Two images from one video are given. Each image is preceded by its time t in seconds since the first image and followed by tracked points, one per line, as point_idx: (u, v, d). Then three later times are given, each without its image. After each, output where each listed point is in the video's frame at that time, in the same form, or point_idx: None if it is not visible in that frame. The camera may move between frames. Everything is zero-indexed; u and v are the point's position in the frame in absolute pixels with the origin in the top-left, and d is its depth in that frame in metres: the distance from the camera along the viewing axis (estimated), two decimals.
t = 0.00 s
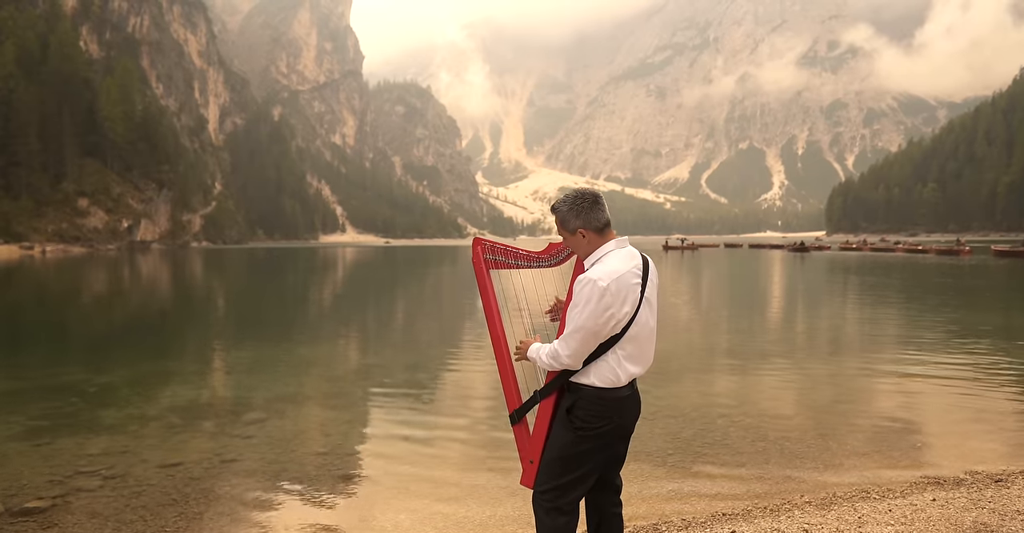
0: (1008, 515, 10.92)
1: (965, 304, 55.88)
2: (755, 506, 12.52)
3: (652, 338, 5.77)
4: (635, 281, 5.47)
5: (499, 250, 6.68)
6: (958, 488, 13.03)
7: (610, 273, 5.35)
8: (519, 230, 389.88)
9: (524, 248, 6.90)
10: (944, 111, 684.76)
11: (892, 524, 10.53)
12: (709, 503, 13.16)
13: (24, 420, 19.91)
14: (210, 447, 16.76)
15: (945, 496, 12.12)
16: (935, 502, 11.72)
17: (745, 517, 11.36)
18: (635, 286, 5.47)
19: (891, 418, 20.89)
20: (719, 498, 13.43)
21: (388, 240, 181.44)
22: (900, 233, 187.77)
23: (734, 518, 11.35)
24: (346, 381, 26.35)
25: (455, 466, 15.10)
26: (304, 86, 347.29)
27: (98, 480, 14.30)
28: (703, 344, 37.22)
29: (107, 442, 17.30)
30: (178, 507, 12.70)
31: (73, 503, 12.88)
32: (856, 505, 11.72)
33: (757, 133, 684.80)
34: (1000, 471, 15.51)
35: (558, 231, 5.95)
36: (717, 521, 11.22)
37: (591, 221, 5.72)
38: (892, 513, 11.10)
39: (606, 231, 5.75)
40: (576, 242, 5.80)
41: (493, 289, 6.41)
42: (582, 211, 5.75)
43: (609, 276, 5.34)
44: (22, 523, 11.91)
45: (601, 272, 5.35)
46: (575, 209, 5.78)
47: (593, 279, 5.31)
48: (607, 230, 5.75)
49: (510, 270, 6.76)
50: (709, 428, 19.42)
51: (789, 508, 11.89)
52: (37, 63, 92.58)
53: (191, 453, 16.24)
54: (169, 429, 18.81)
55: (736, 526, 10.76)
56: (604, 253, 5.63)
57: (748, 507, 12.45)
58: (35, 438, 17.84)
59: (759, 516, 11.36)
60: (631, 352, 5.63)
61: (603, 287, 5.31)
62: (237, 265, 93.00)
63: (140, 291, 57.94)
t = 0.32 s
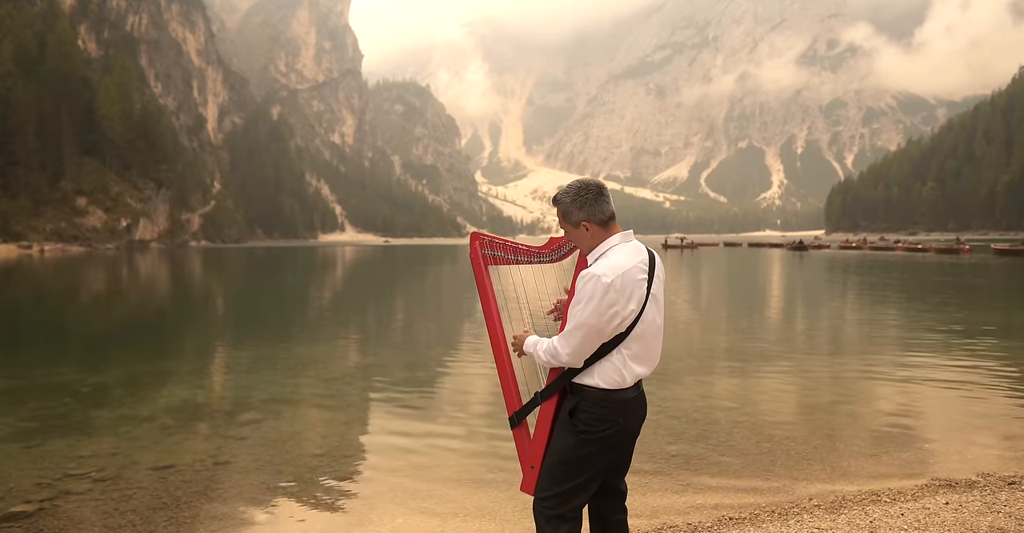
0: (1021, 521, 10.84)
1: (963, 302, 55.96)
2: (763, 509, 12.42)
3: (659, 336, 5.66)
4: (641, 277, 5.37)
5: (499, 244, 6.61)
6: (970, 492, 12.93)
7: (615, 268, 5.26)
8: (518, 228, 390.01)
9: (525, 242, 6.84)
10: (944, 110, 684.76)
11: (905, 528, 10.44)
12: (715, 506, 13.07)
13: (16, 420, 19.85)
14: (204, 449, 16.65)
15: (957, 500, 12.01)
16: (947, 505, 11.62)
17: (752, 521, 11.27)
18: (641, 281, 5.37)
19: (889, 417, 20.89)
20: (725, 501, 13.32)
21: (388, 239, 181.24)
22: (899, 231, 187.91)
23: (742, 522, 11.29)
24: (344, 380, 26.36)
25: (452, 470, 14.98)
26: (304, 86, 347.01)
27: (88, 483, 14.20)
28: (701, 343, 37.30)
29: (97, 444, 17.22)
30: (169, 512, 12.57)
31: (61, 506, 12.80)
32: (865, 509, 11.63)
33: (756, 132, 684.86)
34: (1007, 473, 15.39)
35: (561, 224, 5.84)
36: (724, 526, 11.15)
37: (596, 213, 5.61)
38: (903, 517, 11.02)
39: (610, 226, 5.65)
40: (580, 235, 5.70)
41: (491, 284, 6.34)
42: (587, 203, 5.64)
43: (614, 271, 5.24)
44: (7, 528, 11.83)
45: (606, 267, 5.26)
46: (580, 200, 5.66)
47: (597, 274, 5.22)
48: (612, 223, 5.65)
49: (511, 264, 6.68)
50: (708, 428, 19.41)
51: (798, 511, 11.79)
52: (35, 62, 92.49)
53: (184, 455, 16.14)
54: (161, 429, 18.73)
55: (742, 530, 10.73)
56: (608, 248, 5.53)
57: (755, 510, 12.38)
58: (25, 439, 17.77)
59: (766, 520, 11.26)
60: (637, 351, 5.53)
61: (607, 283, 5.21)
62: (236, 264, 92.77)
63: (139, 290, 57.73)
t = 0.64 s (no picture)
0: None
1: (961, 302, 55.97)
2: (770, 515, 12.30)
3: (668, 337, 5.55)
4: (649, 274, 5.27)
5: (499, 241, 6.54)
6: (982, 497, 12.83)
7: (622, 265, 5.15)
8: (516, 228, 389.77)
9: (529, 239, 6.78)
10: (942, 109, 684.79)
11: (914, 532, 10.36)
12: (722, 510, 12.95)
13: (8, 421, 19.78)
14: (198, 452, 16.54)
15: (969, 505, 11.91)
16: (960, 511, 11.52)
17: (760, 528, 11.19)
18: (650, 278, 5.27)
19: (886, 417, 20.87)
20: (730, 507, 13.19)
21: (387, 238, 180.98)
22: (897, 231, 187.99)
23: (748, 527, 11.20)
24: (342, 380, 26.28)
25: (451, 473, 14.86)
26: (303, 85, 346.47)
27: (77, 487, 14.09)
28: (699, 342, 37.30)
29: (86, 447, 17.10)
30: (158, 517, 12.45)
31: (47, 512, 12.69)
32: (875, 515, 11.53)
33: (754, 132, 684.87)
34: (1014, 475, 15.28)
35: (564, 217, 5.72)
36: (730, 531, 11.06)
37: (603, 206, 5.48)
38: (915, 523, 10.93)
39: (617, 218, 5.51)
40: (586, 228, 5.57)
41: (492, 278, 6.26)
42: (593, 195, 5.50)
43: (621, 268, 5.13)
44: None
45: (613, 264, 5.15)
46: (584, 193, 5.52)
47: (603, 270, 5.11)
48: (620, 217, 5.51)
49: (513, 262, 6.64)
50: (706, 430, 19.38)
51: (807, 517, 11.70)
52: (32, 61, 92.29)
53: (175, 458, 16.03)
54: (151, 432, 18.62)
55: None
56: (615, 242, 5.41)
57: (765, 516, 12.24)
58: (13, 441, 17.66)
59: (774, 527, 11.17)
60: (645, 353, 5.41)
61: (613, 279, 5.10)
62: (235, 264, 92.48)
63: (136, 290, 57.55)
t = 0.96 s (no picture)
0: None
1: (957, 302, 56.15)
2: (778, 519, 12.21)
3: (678, 337, 5.46)
4: (661, 270, 5.16)
5: (502, 236, 6.44)
6: (993, 502, 12.74)
7: (631, 260, 5.04)
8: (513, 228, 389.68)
9: (534, 235, 6.71)
10: (938, 110, 684.71)
11: None
12: (727, 515, 12.87)
13: None
14: (189, 455, 16.41)
15: (981, 510, 11.79)
16: (973, 516, 11.42)
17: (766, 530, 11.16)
18: (661, 274, 5.17)
19: (883, 418, 20.89)
20: (736, 511, 13.07)
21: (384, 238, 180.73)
22: (893, 231, 188.21)
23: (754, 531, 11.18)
24: (339, 381, 26.22)
25: (449, 479, 14.75)
26: (300, 84, 345.70)
27: (63, 492, 13.95)
28: (696, 342, 37.40)
29: (75, 450, 16.97)
30: (147, 523, 12.31)
31: (30, 518, 12.54)
32: (884, 520, 11.44)
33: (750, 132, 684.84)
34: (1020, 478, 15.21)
35: (569, 211, 5.63)
36: None
37: (609, 199, 5.37)
38: (926, 528, 10.87)
39: (624, 213, 5.42)
40: (593, 222, 5.48)
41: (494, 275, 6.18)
42: (599, 189, 5.41)
43: (630, 264, 5.03)
44: None
45: (622, 259, 5.03)
46: (590, 185, 5.42)
47: (612, 266, 4.99)
48: (628, 210, 5.42)
49: (518, 258, 6.56)
50: (704, 431, 19.32)
51: (816, 523, 11.60)
52: (27, 60, 91.94)
53: (166, 462, 15.89)
54: (141, 434, 18.50)
55: None
56: (624, 237, 5.31)
57: (773, 521, 12.15)
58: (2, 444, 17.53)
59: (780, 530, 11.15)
60: (655, 352, 5.31)
61: (623, 275, 4.98)
62: (231, 263, 92.32)
63: (132, 290, 57.34)
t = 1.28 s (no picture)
0: None
1: (948, 301, 56.35)
2: (787, 526, 12.12)
3: (693, 337, 5.33)
4: (674, 266, 5.02)
5: (503, 231, 6.37)
6: (1004, 507, 12.67)
7: (644, 256, 4.90)
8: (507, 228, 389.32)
9: (535, 229, 6.58)
10: (930, 111, 684.71)
11: None
12: (734, 519, 12.79)
13: None
14: (177, 458, 16.24)
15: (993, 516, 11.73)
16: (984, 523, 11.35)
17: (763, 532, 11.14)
18: (675, 271, 5.04)
19: (877, 417, 20.89)
20: (742, 516, 12.98)
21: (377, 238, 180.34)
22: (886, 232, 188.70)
23: None
24: (331, 381, 26.15)
25: (447, 480, 14.69)
26: (292, 84, 344.53)
27: (46, 497, 13.77)
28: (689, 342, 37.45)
29: (62, 453, 16.80)
30: (133, 530, 12.12)
31: (10, 524, 12.36)
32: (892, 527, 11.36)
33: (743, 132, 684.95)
34: None
35: (576, 207, 5.46)
36: None
37: (617, 192, 5.23)
38: None
39: (635, 205, 5.27)
40: (600, 218, 5.32)
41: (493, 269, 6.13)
42: (607, 181, 5.26)
43: (643, 261, 4.88)
44: None
45: (634, 256, 4.89)
46: (596, 176, 5.29)
47: (623, 264, 4.86)
48: (638, 203, 5.28)
49: (520, 253, 6.44)
50: (698, 432, 19.27)
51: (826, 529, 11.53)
52: (17, 59, 91.37)
53: (154, 465, 15.75)
54: (128, 437, 18.33)
55: None
56: (635, 232, 5.17)
57: (783, 527, 12.07)
58: None
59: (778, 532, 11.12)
60: (668, 355, 5.20)
61: (635, 273, 4.84)
62: (224, 263, 92.16)
63: (124, 290, 56.98)
